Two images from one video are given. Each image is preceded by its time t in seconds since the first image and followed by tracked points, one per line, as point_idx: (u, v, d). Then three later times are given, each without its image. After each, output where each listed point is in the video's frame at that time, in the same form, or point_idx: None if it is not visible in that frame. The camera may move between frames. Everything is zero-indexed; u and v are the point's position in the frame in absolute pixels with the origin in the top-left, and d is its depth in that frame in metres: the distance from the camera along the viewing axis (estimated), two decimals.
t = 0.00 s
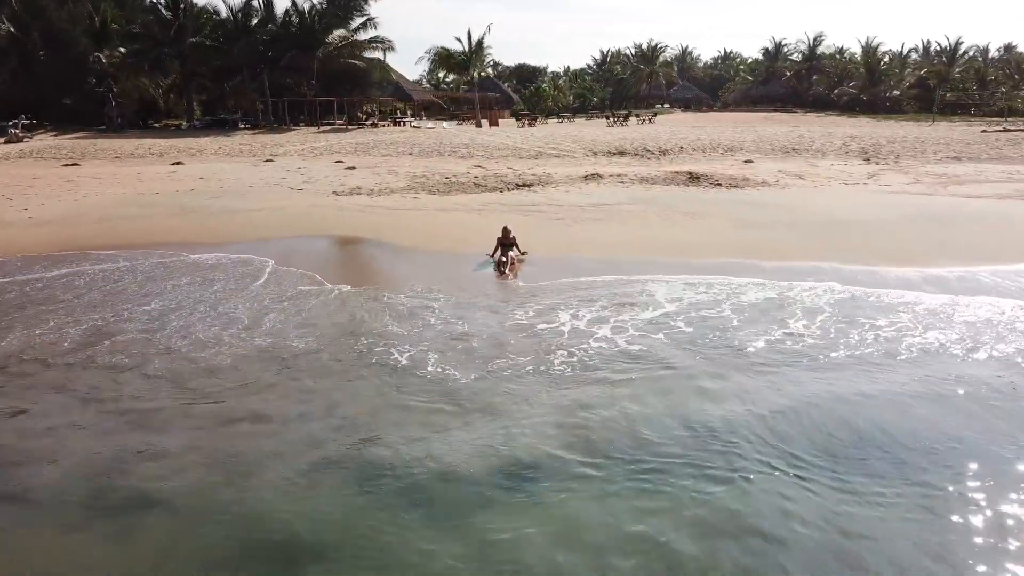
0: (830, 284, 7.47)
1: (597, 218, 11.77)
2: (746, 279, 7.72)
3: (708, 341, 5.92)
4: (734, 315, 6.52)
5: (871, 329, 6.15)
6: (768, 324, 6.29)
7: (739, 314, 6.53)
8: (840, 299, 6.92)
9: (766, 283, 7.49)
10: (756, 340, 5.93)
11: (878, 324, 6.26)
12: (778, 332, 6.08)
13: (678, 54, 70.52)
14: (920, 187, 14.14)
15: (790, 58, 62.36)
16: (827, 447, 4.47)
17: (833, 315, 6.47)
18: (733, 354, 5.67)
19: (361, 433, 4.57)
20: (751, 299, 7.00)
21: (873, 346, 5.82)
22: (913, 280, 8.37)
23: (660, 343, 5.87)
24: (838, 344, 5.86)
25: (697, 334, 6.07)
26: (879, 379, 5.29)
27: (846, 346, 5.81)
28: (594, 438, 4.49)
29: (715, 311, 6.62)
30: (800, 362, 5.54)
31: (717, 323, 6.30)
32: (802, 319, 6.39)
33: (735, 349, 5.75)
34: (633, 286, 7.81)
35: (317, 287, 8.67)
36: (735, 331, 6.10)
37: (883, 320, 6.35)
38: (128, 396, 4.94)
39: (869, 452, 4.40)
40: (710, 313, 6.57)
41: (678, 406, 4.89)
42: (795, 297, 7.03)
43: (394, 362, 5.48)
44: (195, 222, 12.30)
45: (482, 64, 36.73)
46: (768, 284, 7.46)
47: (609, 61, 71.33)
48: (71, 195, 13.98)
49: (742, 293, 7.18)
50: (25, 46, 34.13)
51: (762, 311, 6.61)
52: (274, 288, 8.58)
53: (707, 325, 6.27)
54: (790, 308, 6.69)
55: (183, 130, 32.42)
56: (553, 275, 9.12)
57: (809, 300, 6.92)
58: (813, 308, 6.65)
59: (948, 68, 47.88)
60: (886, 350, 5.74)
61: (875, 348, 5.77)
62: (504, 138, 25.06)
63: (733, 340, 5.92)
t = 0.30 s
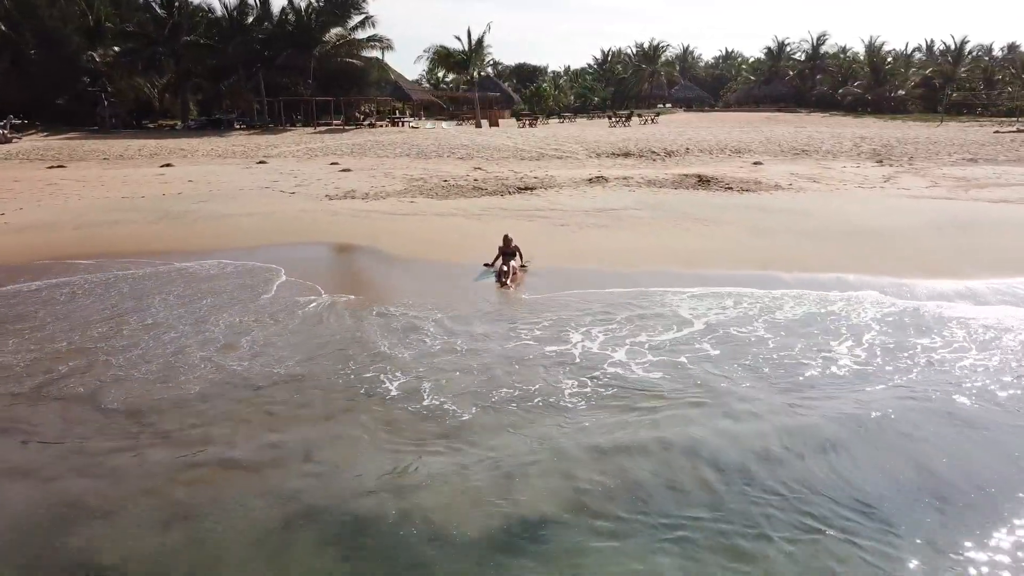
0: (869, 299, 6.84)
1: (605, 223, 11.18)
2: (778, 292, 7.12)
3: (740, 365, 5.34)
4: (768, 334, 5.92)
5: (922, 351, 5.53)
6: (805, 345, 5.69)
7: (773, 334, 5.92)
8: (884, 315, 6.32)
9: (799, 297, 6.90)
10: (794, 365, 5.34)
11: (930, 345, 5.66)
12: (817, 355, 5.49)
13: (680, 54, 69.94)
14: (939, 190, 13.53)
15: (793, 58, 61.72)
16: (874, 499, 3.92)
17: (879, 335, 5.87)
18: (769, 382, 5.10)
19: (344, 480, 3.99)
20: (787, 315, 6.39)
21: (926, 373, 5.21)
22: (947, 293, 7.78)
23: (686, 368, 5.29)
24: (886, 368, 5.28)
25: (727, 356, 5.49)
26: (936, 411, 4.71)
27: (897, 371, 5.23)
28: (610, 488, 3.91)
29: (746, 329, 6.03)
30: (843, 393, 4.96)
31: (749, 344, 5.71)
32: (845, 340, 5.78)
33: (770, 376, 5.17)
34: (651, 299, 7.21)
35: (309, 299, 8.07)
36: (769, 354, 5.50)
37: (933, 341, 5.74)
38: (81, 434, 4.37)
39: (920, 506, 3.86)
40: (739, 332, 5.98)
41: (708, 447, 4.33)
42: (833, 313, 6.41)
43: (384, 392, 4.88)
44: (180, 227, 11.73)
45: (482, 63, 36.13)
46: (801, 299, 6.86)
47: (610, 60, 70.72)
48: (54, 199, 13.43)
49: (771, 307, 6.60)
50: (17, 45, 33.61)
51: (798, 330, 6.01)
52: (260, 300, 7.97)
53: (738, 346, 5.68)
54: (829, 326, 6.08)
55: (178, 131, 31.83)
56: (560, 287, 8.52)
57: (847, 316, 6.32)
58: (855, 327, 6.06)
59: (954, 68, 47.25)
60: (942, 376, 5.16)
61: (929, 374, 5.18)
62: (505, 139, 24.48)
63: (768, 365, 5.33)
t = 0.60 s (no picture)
0: (913, 317, 6.24)
1: (614, 230, 10.59)
2: (814, 308, 6.52)
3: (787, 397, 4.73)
4: (813, 360, 5.30)
5: (990, 380, 4.92)
6: (854, 373, 5.09)
7: (818, 359, 5.31)
8: (941, 337, 5.71)
9: (844, 316, 6.30)
10: (845, 398, 4.73)
11: (997, 372, 5.06)
12: (870, 384, 4.89)
13: (682, 53, 69.44)
14: (960, 194, 12.96)
15: (796, 57, 61.21)
16: (965, 565, 3.28)
17: (941, 360, 5.26)
18: (821, 417, 4.48)
19: (321, 544, 3.39)
20: (832, 336, 5.78)
21: (997, 404, 4.60)
22: (987, 308, 7.18)
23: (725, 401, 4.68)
24: (952, 398, 4.68)
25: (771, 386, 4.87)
26: (1015, 449, 4.11)
27: (964, 402, 4.63)
28: (633, 556, 3.32)
29: (786, 354, 5.41)
30: (907, 429, 4.34)
31: (792, 371, 5.10)
32: (900, 365, 5.19)
33: (818, 409, 4.58)
34: (674, 316, 6.60)
35: (297, 313, 7.45)
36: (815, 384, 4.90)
37: (1002, 366, 5.13)
38: (18, 486, 3.79)
39: (1021, 571, 3.23)
40: (779, 356, 5.37)
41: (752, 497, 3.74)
42: (881, 334, 5.81)
43: (373, 431, 4.30)
44: (164, 233, 11.15)
45: (483, 63, 35.53)
46: (840, 317, 6.25)
47: (611, 60, 70.21)
48: (34, 203, 12.86)
49: (811, 327, 6.00)
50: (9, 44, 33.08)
51: (844, 354, 5.40)
52: (244, 313, 7.35)
53: (781, 373, 5.07)
54: (876, 350, 5.48)
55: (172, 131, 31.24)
56: (567, 300, 7.93)
57: (902, 338, 5.71)
58: (909, 351, 5.45)
59: (959, 67, 46.76)
60: (1017, 408, 4.55)
61: (1003, 405, 4.57)
62: (506, 139, 23.91)
63: (817, 397, 4.72)
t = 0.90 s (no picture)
0: (965, 340, 5.64)
1: (623, 238, 9.96)
2: (856, 330, 5.91)
3: (847, 443, 4.10)
4: (868, 393, 4.70)
5: None
6: (919, 410, 4.48)
7: (875, 393, 4.70)
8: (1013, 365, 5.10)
9: (899, 339, 5.69)
10: (914, 441, 4.12)
11: None
12: (941, 425, 4.29)
13: (683, 52, 68.87)
14: (982, 197, 12.38)
15: (799, 57, 60.68)
16: None
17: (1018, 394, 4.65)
18: (890, 467, 3.86)
19: None
20: (889, 364, 5.17)
21: None
22: None
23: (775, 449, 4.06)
24: None
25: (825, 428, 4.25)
26: None
27: None
28: None
29: (837, 386, 4.80)
30: (992, 481, 3.73)
31: (847, 410, 4.48)
32: (973, 401, 4.58)
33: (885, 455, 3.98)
34: (700, 339, 5.95)
35: (283, 330, 6.81)
36: (875, 424, 4.30)
37: None
38: None
39: None
40: (828, 390, 4.75)
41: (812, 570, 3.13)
42: (944, 361, 5.20)
43: (354, 486, 3.71)
44: (145, 240, 10.56)
45: (483, 61, 34.94)
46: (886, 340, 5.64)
47: (611, 59, 69.65)
48: (12, 208, 12.26)
49: (862, 352, 5.40)
50: None
51: (900, 387, 4.79)
52: (226, 333, 6.72)
53: (835, 412, 4.44)
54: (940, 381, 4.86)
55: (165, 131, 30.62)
56: (574, 317, 7.30)
57: (969, 366, 5.10)
58: (980, 382, 4.84)
59: (965, 66, 46.22)
60: None
61: None
62: (506, 140, 23.29)
63: (880, 441, 4.11)
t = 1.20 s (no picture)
0: None
1: (633, 246, 9.36)
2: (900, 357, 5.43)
3: (918, 502, 3.62)
4: (943, 439, 4.19)
5: None
6: (1004, 462, 3.96)
7: (951, 439, 4.19)
8: None
9: (972, 371, 5.14)
10: (1004, 503, 3.61)
11: None
12: None
13: (685, 51, 68.21)
14: (1008, 201, 11.78)
15: (803, 55, 60.01)
16: None
17: None
18: (976, 536, 3.38)
19: None
20: (964, 401, 4.64)
21: None
22: None
23: (832, 506, 3.60)
24: None
25: (889, 483, 3.78)
26: None
27: None
28: None
29: (906, 430, 4.29)
30: None
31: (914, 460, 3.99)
32: None
33: (971, 522, 3.47)
34: (731, 362, 5.42)
35: (267, 349, 6.20)
36: (955, 480, 3.80)
37: None
38: None
39: None
40: (892, 435, 4.25)
41: None
42: None
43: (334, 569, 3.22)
44: (124, 248, 9.97)
45: (483, 60, 34.32)
46: (938, 368, 5.17)
47: (613, 58, 68.99)
48: None
49: (931, 386, 4.87)
50: None
51: (980, 431, 4.27)
52: (206, 355, 6.13)
53: (897, 463, 3.96)
54: None
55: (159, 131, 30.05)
56: (584, 336, 6.66)
57: None
58: None
59: (972, 66, 45.59)
60: None
61: None
62: (506, 140, 22.69)
63: (963, 502, 3.61)
